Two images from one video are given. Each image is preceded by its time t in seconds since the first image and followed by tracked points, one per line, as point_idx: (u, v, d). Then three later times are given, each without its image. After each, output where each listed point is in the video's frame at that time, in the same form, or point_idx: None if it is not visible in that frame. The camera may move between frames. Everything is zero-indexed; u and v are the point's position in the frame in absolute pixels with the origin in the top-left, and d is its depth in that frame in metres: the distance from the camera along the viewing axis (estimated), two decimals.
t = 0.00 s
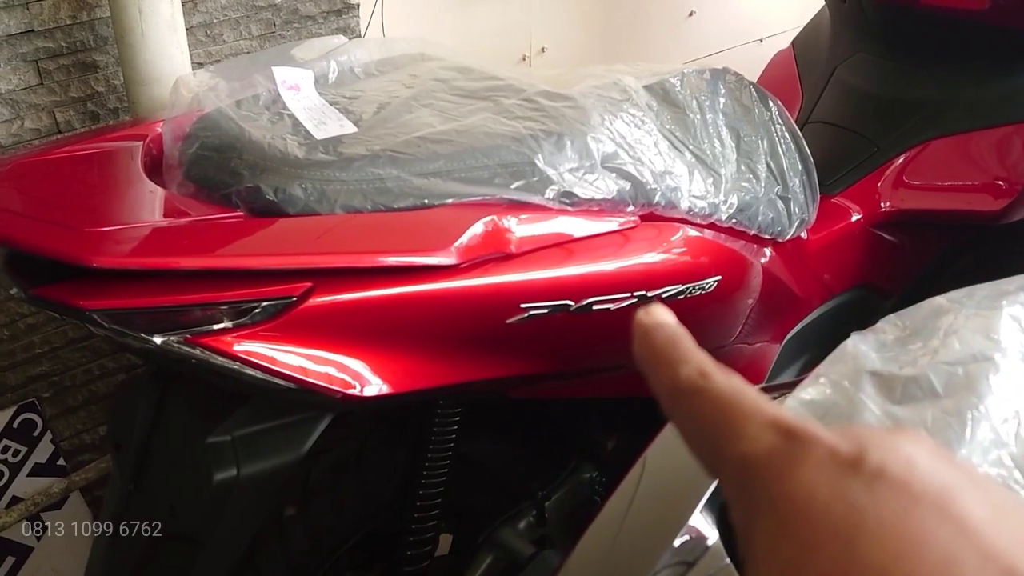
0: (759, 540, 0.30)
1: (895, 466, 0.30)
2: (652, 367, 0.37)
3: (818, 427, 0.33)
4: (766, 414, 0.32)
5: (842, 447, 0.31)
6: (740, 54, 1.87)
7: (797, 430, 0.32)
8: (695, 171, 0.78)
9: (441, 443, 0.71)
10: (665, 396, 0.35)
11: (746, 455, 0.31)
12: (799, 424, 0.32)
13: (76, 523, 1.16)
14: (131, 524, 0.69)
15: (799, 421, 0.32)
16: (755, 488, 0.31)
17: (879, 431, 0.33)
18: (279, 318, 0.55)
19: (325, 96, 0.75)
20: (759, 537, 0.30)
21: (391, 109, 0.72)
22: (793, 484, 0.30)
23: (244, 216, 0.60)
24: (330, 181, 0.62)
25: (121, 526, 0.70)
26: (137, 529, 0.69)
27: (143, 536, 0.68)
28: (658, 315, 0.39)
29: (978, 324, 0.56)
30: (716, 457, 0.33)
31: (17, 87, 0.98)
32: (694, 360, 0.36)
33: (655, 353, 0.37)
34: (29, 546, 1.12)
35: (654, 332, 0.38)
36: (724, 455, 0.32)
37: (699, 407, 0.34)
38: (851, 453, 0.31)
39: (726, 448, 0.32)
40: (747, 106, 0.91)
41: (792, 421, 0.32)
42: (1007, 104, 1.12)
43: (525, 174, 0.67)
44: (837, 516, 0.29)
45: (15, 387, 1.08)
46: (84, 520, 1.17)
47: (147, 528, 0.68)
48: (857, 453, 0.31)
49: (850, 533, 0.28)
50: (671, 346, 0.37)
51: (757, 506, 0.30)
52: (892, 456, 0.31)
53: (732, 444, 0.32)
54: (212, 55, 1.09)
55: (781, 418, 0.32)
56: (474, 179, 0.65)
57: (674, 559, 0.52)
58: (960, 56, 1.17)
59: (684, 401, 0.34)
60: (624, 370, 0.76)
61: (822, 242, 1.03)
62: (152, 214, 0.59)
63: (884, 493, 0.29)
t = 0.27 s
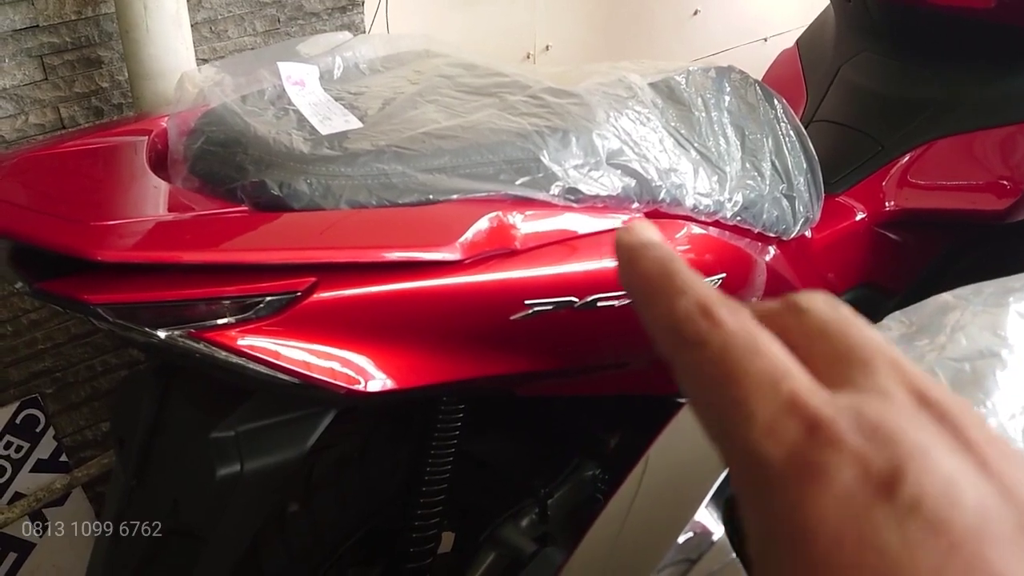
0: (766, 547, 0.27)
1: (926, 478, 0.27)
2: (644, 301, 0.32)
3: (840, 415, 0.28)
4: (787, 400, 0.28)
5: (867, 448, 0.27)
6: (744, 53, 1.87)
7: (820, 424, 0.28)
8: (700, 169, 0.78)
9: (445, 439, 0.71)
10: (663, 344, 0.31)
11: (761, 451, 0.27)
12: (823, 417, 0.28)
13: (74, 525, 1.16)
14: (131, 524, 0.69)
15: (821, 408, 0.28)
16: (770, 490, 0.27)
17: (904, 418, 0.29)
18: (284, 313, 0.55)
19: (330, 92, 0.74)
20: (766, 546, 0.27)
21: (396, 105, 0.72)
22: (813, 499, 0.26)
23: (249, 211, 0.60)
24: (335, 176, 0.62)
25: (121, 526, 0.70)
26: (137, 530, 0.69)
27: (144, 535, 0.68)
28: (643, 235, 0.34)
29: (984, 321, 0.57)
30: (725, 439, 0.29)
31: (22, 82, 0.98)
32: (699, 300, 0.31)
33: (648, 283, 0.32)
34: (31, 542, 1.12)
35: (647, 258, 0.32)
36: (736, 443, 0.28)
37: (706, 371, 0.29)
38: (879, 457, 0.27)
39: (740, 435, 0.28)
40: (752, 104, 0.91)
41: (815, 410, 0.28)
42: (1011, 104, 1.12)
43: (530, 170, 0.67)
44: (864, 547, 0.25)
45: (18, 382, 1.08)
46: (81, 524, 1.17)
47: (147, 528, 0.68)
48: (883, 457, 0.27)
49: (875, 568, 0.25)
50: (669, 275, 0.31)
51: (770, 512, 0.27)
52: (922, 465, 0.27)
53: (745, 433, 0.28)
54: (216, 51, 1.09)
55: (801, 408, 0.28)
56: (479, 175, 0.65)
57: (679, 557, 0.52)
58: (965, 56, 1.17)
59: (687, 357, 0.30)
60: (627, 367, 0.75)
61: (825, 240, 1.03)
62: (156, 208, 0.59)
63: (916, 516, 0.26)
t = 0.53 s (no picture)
0: None
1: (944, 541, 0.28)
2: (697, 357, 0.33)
3: (866, 479, 0.30)
4: (817, 462, 0.29)
5: (887, 511, 0.29)
6: (745, 50, 1.87)
7: (846, 487, 0.29)
8: (701, 163, 0.78)
9: (445, 433, 0.70)
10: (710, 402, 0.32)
11: (787, 509, 0.29)
12: (849, 480, 0.29)
13: (75, 523, 1.16)
14: (131, 524, 0.69)
15: (848, 471, 0.30)
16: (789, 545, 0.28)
17: (930, 485, 0.30)
18: (283, 306, 0.55)
19: (330, 86, 0.74)
20: None
21: (396, 99, 0.72)
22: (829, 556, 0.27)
23: (249, 204, 0.60)
24: (335, 169, 0.62)
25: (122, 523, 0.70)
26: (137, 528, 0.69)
27: (144, 535, 0.68)
28: (712, 296, 0.35)
29: (985, 313, 0.56)
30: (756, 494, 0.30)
31: (22, 77, 0.98)
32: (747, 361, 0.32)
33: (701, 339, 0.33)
34: (32, 537, 1.12)
35: (705, 314, 0.34)
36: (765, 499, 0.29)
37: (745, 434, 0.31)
38: (899, 519, 0.28)
39: (768, 494, 0.29)
40: (753, 99, 0.91)
41: (841, 473, 0.29)
42: (1012, 99, 1.12)
43: (530, 164, 0.67)
44: None
45: (17, 377, 1.08)
46: (82, 521, 1.17)
47: (147, 528, 0.68)
48: (903, 519, 0.28)
49: None
50: (722, 336, 0.33)
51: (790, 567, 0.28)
52: (945, 528, 0.28)
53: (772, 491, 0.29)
54: (216, 47, 1.09)
55: (828, 469, 0.29)
56: (479, 168, 0.65)
57: (677, 548, 0.52)
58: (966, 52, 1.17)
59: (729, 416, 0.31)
60: (628, 362, 0.75)
61: (826, 236, 1.03)
62: (156, 201, 0.59)
63: None
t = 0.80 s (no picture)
0: None
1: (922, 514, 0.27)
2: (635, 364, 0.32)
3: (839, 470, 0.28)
4: (781, 453, 0.28)
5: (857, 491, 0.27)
6: (748, 49, 1.87)
7: (814, 473, 0.27)
8: (704, 162, 0.78)
9: (448, 432, 0.70)
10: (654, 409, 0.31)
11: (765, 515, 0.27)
12: (813, 465, 0.28)
13: (75, 523, 1.16)
14: (131, 524, 0.69)
15: (818, 461, 0.28)
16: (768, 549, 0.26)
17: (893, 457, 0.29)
18: (287, 304, 0.55)
19: (334, 83, 0.74)
20: None
21: (400, 97, 0.72)
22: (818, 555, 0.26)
23: (253, 202, 0.60)
24: (339, 167, 0.62)
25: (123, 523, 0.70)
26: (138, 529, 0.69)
27: (143, 535, 0.68)
28: (633, 292, 0.35)
29: (991, 312, 0.56)
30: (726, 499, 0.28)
31: (25, 74, 0.98)
32: (685, 359, 0.31)
33: (634, 345, 0.32)
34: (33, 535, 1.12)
35: (632, 320, 0.33)
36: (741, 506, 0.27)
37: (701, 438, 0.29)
38: (869, 494, 0.27)
39: (733, 501, 0.28)
40: (757, 98, 0.91)
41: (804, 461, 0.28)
42: (1015, 99, 1.12)
43: (534, 162, 0.67)
44: None
45: (19, 375, 1.08)
46: (83, 521, 1.16)
47: (147, 528, 0.68)
48: (876, 493, 0.27)
49: None
50: (653, 340, 0.32)
51: None
52: (924, 519, 0.26)
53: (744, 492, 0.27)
54: (219, 44, 1.09)
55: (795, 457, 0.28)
56: (483, 167, 0.65)
57: (683, 549, 0.52)
58: (970, 51, 1.16)
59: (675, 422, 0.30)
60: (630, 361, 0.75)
61: (830, 235, 1.03)
62: (159, 199, 0.59)
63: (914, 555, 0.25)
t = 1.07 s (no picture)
0: None
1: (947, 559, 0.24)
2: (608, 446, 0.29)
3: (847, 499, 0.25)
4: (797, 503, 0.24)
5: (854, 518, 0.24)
6: (748, 49, 1.87)
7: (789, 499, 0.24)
8: (704, 163, 0.78)
9: (448, 432, 0.70)
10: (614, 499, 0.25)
11: None
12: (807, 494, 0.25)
13: (75, 523, 1.16)
14: (131, 524, 0.69)
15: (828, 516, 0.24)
16: None
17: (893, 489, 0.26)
18: (286, 305, 0.55)
19: (334, 84, 0.74)
20: None
21: (400, 97, 0.72)
22: None
23: (252, 203, 0.60)
24: (338, 168, 0.62)
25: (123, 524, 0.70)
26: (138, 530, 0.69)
27: (144, 535, 0.68)
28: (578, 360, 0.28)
29: (991, 315, 0.56)
30: None
31: (24, 74, 0.98)
32: (628, 423, 0.25)
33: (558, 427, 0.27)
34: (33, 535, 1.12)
35: (575, 383, 0.26)
36: None
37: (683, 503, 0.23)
38: (840, 541, 0.23)
39: None
40: (757, 99, 0.91)
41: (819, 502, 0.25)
42: (1014, 100, 1.12)
43: (534, 163, 0.67)
44: None
45: (18, 374, 1.08)
46: (83, 520, 1.16)
47: (147, 528, 0.68)
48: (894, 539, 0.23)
49: None
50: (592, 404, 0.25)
51: None
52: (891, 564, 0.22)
53: None
54: (219, 44, 1.09)
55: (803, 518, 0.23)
56: (483, 168, 0.65)
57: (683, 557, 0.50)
58: (970, 52, 1.16)
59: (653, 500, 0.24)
60: (630, 362, 0.75)
61: (830, 236, 1.03)
62: (158, 199, 0.59)
63: None
